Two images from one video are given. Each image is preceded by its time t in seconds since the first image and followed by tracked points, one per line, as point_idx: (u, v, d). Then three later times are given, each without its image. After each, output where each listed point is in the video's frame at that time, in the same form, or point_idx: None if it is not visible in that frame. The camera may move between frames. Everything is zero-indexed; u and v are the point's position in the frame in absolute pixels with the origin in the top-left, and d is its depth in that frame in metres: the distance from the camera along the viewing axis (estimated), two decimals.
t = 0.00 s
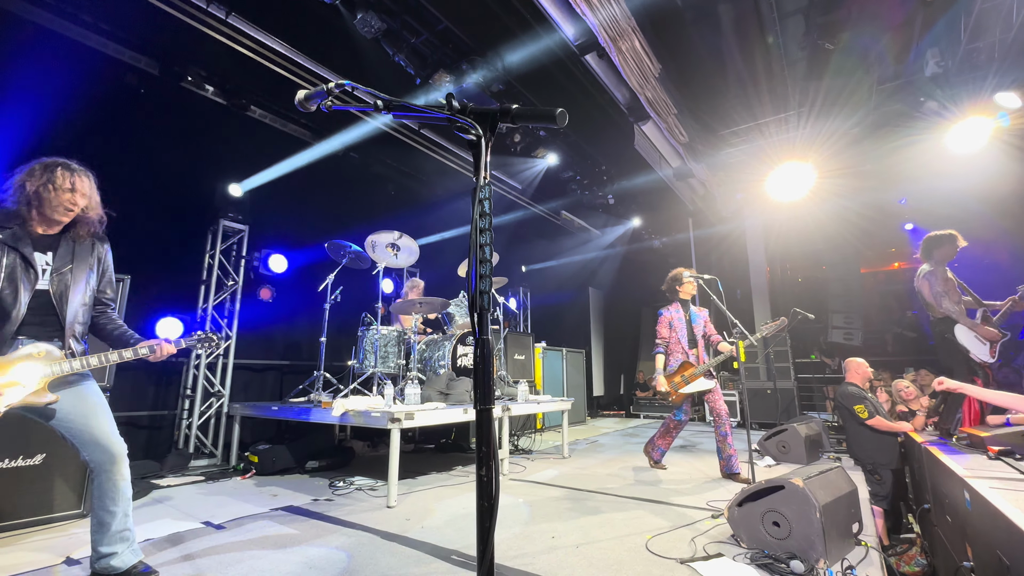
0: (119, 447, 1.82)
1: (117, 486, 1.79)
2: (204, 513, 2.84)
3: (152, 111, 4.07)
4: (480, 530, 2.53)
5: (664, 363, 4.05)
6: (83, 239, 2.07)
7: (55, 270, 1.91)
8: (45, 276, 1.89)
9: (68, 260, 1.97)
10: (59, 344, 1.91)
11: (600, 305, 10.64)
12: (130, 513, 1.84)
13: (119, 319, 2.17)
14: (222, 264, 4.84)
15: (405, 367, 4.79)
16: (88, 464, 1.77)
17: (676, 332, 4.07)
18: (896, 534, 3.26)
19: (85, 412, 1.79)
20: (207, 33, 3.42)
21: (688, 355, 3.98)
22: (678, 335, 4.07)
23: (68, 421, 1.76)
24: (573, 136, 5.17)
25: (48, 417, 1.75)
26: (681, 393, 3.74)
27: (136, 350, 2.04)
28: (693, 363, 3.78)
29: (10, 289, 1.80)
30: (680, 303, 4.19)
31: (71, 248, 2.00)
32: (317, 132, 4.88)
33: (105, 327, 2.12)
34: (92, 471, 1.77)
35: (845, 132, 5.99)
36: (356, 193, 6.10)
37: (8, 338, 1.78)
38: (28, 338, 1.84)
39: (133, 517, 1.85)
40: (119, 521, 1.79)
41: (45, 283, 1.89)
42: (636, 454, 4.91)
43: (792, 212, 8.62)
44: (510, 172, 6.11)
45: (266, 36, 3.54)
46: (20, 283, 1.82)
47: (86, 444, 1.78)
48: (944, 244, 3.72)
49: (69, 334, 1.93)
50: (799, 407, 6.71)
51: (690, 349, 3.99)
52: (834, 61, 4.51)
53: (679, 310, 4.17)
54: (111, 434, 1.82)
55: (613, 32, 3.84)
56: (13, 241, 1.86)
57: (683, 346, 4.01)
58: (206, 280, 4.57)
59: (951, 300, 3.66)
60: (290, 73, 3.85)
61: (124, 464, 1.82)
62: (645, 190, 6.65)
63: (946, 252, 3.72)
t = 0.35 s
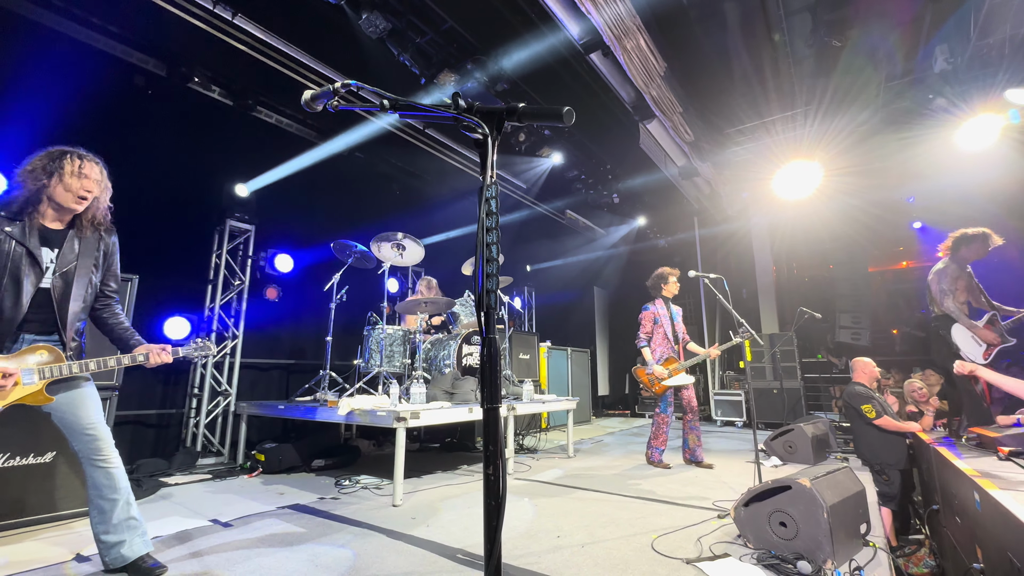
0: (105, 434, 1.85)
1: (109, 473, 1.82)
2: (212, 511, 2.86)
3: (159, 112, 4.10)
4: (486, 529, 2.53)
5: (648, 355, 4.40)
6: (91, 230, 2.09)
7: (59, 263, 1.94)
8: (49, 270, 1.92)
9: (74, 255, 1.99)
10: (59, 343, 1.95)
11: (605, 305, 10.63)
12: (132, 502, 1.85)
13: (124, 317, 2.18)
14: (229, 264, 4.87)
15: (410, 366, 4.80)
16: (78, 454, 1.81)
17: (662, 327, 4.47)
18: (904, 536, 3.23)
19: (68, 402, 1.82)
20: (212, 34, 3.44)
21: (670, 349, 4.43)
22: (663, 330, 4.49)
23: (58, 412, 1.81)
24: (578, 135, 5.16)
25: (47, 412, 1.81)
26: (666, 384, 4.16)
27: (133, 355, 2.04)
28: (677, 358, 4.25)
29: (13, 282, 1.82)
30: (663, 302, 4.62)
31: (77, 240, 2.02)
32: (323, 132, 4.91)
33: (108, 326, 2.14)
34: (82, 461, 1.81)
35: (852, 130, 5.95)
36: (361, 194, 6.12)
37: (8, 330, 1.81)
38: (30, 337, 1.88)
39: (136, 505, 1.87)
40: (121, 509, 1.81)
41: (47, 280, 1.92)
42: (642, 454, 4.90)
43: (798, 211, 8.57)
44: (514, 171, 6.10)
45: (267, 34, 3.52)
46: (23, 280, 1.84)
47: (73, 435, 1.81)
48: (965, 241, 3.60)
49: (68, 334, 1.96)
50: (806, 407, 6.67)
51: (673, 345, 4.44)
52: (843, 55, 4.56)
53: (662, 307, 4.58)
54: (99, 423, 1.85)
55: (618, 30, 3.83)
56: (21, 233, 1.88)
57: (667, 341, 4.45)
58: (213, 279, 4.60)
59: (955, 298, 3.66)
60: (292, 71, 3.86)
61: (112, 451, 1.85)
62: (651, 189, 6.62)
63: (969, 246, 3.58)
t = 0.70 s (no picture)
0: (121, 445, 1.83)
1: (122, 483, 1.81)
2: (213, 510, 2.87)
3: (160, 112, 4.10)
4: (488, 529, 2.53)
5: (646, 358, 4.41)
6: (80, 242, 2.06)
7: (56, 266, 1.94)
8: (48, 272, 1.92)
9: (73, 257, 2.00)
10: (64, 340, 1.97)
11: (606, 305, 10.63)
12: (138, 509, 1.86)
13: (129, 308, 2.22)
14: (231, 263, 4.88)
15: (411, 366, 4.80)
16: (92, 461, 1.80)
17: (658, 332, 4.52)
18: (907, 536, 3.22)
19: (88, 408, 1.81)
20: (214, 33, 3.44)
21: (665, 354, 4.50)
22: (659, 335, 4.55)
23: (68, 416, 1.78)
24: (579, 135, 5.16)
25: (42, 412, 1.76)
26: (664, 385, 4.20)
27: (139, 345, 2.08)
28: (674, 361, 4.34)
29: (12, 287, 1.82)
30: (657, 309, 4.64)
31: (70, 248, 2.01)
32: (324, 132, 4.91)
33: (116, 318, 2.18)
34: (96, 468, 1.80)
35: (854, 129, 5.93)
36: (363, 193, 6.13)
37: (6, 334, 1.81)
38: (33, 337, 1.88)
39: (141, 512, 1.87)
40: (126, 517, 1.81)
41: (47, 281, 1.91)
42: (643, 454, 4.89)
43: (800, 211, 8.55)
44: (516, 170, 6.10)
45: (269, 33, 3.52)
46: (23, 281, 1.84)
47: (87, 443, 1.80)
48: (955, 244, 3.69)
49: (71, 332, 1.97)
50: (808, 408, 6.66)
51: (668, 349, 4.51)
52: (848, 55, 4.56)
53: (657, 314, 4.62)
54: (110, 432, 1.83)
55: (620, 29, 3.82)
56: (16, 239, 1.88)
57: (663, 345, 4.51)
58: (215, 279, 4.61)
59: (961, 299, 3.62)
60: (292, 71, 3.86)
61: (127, 461, 1.84)
62: (652, 189, 6.62)
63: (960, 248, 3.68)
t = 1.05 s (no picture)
0: (105, 433, 1.85)
1: (110, 471, 1.82)
2: (211, 510, 2.86)
3: (158, 113, 4.09)
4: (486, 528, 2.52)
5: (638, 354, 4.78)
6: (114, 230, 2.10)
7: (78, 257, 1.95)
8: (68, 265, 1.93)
9: (94, 254, 2.00)
10: (66, 339, 1.95)
11: (605, 305, 10.63)
12: (134, 500, 1.86)
13: (131, 314, 2.19)
14: (230, 263, 4.87)
15: (410, 366, 4.79)
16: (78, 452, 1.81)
17: (651, 331, 4.89)
18: (904, 536, 3.23)
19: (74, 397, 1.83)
20: (213, 32, 3.43)
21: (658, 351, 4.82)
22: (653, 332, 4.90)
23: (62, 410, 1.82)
24: (578, 135, 5.16)
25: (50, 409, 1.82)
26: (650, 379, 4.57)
27: (136, 351, 2.06)
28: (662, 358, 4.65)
29: (31, 277, 1.83)
30: (656, 308, 5.02)
31: (98, 238, 2.04)
32: (324, 131, 4.91)
33: (116, 323, 2.14)
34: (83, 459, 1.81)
35: (853, 130, 5.93)
36: (362, 193, 6.12)
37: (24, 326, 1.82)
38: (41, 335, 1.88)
39: (138, 503, 1.87)
40: (122, 507, 1.81)
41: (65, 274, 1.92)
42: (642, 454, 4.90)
43: (799, 211, 8.55)
44: (515, 170, 6.09)
45: (269, 33, 3.53)
46: (42, 275, 1.84)
47: (73, 434, 1.81)
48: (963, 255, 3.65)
49: (77, 329, 1.95)
50: (806, 408, 6.67)
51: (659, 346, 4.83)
52: (845, 55, 4.58)
53: (655, 313, 5.00)
54: (99, 420, 1.85)
55: (620, 30, 3.85)
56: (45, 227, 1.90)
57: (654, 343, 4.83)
58: (213, 278, 4.59)
59: (960, 301, 3.63)
60: (290, 69, 3.84)
61: (113, 449, 1.85)
62: (651, 190, 6.62)
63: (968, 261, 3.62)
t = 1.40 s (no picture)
0: (116, 441, 1.83)
1: (115, 479, 1.80)
2: (206, 510, 2.84)
3: (154, 112, 4.08)
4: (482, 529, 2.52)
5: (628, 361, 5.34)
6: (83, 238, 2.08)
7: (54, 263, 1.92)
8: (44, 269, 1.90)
9: (69, 257, 1.98)
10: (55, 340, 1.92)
11: (601, 306, 10.65)
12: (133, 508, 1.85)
13: (119, 316, 2.17)
14: (226, 263, 4.85)
15: (406, 366, 4.78)
16: (85, 457, 1.79)
17: (639, 336, 5.42)
18: (899, 537, 3.25)
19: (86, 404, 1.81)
20: (210, 30, 3.42)
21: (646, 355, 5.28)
22: (641, 338, 5.41)
23: (64, 417, 1.78)
24: (576, 136, 5.17)
25: (45, 415, 1.76)
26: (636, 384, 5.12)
27: (134, 343, 2.06)
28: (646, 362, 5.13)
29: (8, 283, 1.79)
30: (644, 316, 5.44)
31: (69, 244, 2.01)
32: (321, 131, 4.90)
33: (104, 325, 2.13)
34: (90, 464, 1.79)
35: (849, 133, 5.97)
36: (359, 193, 6.13)
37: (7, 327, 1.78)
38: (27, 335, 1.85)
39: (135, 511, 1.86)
40: (121, 516, 1.80)
41: (42, 279, 1.89)
42: (638, 454, 4.91)
43: (795, 213, 8.60)
44: (512, 171, 6.09)
45: (268, 33, 3.52)
46: (20, 278, 1.81)
47: (82, 438, 1.79)
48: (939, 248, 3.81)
49: (63, 332, 1.93)
50: (802, 409, 6.69)
51: (646, 350, 5.30)
52: (840, 58, 4.46)
53: (643, 320, 5.49)
54: (105, 428, 1.83)
55: (617, 32, 3.84)
56: (15, 233, 1.85)
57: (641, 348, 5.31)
58: (209, 278, 4.57)
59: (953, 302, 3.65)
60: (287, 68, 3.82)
61: (121, 457, 1.83)
62: (649, 191, 6.64)
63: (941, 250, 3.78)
